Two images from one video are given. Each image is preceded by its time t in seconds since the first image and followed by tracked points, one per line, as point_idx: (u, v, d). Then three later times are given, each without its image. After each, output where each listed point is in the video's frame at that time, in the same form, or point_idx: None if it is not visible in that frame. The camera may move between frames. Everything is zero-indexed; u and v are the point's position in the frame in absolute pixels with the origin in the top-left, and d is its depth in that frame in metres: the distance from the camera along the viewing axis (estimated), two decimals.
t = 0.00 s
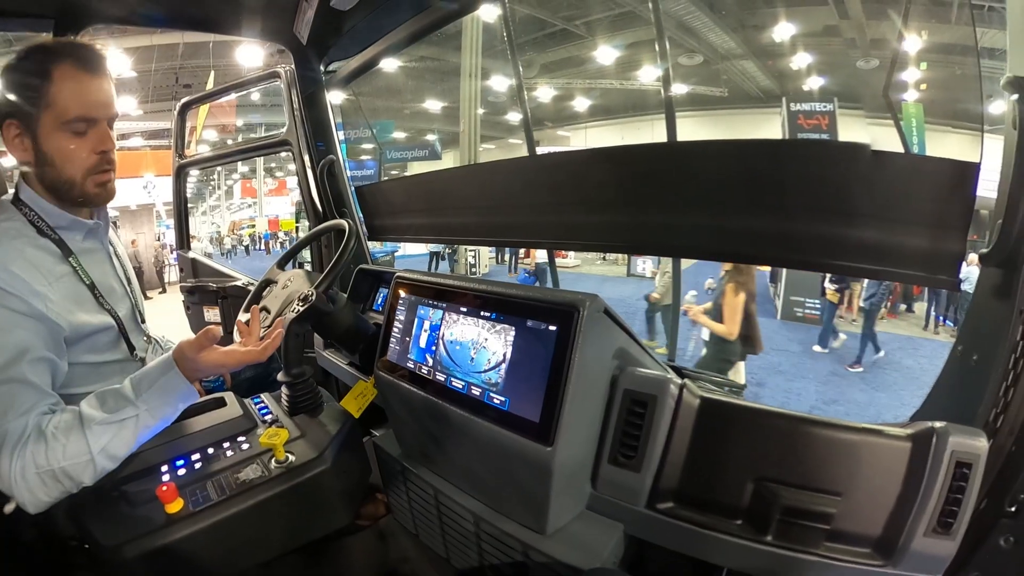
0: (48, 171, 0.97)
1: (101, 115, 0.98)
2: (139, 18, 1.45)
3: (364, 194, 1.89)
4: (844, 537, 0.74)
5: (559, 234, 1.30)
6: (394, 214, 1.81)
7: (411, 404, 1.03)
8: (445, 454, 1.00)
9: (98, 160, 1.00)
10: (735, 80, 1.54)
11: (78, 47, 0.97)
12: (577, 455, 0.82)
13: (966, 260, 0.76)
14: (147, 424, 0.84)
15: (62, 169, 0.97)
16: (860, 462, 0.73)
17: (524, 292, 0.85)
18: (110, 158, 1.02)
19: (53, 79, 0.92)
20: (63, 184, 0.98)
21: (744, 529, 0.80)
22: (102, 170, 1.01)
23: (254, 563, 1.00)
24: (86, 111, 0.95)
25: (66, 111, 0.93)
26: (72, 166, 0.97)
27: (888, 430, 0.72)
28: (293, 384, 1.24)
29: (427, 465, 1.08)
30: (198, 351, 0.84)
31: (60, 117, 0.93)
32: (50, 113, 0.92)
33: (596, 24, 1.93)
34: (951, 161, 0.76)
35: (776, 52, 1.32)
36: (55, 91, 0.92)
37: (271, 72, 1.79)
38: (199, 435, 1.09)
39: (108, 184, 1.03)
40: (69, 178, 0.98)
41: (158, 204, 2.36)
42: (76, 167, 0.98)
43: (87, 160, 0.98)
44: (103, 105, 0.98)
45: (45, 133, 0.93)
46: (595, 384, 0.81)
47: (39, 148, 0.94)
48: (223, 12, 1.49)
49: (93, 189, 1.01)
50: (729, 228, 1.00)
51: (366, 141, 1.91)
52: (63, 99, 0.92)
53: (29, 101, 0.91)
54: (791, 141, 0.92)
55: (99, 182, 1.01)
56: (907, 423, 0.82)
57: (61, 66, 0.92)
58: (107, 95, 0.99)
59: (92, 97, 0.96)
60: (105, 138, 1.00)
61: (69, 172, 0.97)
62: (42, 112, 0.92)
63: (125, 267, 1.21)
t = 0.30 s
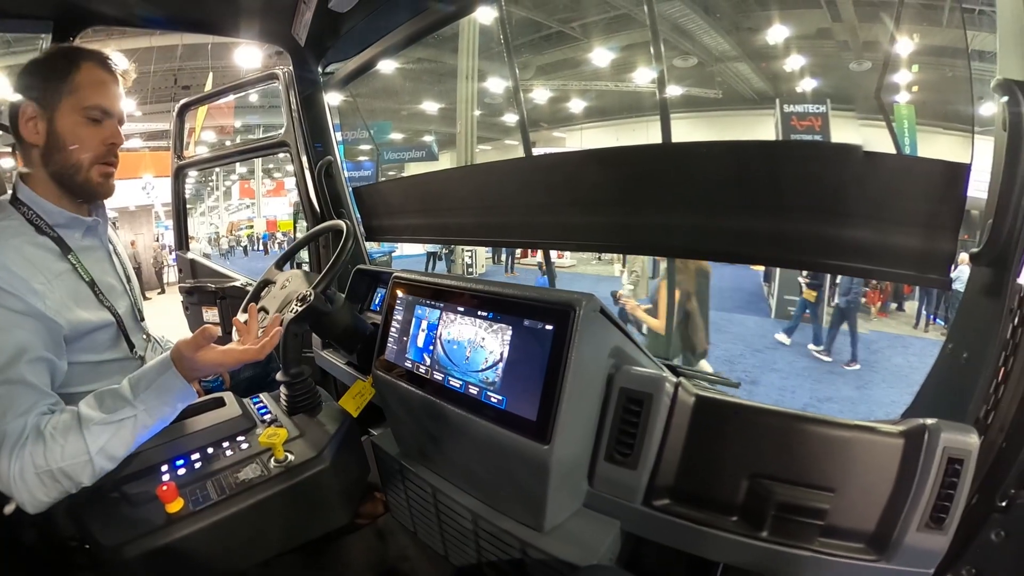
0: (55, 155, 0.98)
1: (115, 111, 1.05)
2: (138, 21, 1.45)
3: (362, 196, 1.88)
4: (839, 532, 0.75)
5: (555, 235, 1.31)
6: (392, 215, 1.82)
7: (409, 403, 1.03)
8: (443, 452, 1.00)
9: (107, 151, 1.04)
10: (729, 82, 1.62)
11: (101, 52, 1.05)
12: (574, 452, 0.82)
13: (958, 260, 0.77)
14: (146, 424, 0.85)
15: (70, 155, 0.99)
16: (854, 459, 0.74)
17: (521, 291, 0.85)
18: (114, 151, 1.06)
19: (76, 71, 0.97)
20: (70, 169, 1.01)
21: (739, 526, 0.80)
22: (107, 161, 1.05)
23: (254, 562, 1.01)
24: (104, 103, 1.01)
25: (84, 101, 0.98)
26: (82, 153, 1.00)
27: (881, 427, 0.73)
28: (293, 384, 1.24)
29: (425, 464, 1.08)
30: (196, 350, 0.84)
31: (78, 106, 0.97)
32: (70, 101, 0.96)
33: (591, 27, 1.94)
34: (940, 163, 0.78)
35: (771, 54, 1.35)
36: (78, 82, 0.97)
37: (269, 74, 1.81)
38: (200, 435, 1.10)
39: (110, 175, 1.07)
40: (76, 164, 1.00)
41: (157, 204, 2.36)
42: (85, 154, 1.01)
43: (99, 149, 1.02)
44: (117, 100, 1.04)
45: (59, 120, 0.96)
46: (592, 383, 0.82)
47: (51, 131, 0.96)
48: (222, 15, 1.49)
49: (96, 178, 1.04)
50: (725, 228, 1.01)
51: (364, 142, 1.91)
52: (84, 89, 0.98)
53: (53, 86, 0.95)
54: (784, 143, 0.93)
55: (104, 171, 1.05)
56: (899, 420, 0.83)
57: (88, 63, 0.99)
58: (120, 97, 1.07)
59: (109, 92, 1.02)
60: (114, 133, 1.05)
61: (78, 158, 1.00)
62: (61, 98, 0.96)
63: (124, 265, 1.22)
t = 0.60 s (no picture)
0: (56, 155, 0.99)
1: (117, 114, 1.06)
2: (137, 23, 1.46)
3: (360, 196, 1.90)
4: (836, 531, 0.75)
5: (551, 235, 1.31)
6: (389, 215, 1.82)
7: (407, 403, 1.04)
8: (441, 452, 1.01)
9: (106, 153, 1.05)
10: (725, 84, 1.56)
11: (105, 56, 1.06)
12: (573, 453, 0.83)
13: (950, 260, 0.78)
14: (141, 423, 0.85)
15: (71, 155, 1.00)
16: (851, 457, 0.74)
17: (519, 291, 0.86)
18: (114, 154, 1.07)
19: (80, 74, 0.99)
20: (70, 169, 1.01)
21: (738, 524, 0.81)
22: (106, 163, 1.05)
23: (254, 563, 1.01)
24: (107, 105, 1.02)
25: (87, 102, 0.99)
26: (81, 153, 1.01)
27: (878, 425, 0.74)
28: (291, 385, 1.25)
29: (423, 464, 1.08)
30: (192, 345, 0.83)
31: (81, 107, 0.98)
32: (73, 102, 0.98)
33: (587, 30, 2.01)
34: (939, 163, 0.78)
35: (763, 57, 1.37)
36: (81, 83, 0.98)
37: (267, 74, 1.80)
38: (197, 437, 1.10)
39: (108, 177, 1.07)
40: (75, 164, 1.01)
41: (156, 205, 2.37)
42: (84, 155, 1.01)
43: (100, 150, 1.02)
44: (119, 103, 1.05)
45: (61, 121, 0.97)
46: (591, 383, 0.83)
47: (53, 131, 0.97)
48: (221, 17, 1.50)
49: (94, 179, 1.04)
50: (725, 228, 1.01)
51: (361, 143, 1.92)
52: (88, 91, 0.99)
53: (56, 87, 0.96)
54: (777, 144, 0.94)
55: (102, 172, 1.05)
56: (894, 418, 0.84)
57: (93, 66, 1.01)
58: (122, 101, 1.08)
59: (112, 95, 1.03)
60: (115, 135, 1.06)
61: (79, 159, 1.01)
62: (65, 99, 0.97)
63: (123, 265, 1.22)
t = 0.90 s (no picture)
0: (57, 156, 0.99)
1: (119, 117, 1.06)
2: (137, 23, 1.46)
3: (358, 195, 1.92)
4: (834, 527, 0.76)
5: (549, 235, 1.32)
6: (388, 216, 1.83)
7: (408, 404, 1.04)
8: (442, 452, 1.01)
9: (107, 155, 1.04)
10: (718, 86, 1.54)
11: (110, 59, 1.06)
12: (575, 452, 0.84)
13: (944, 260, 0.79)
14: (139, 423, 0.85)
15: (71, 156, 1.00)
16: (850, 455, 0.75)
17: (521, 291, 0.86)
18: (115, 157, 1.07)
19: (83, 76, 0.99)
20: (70, 171, 1.01)
21: (738, 521, 0.82)
22: (107, 165, 1.05)
23: (257, 564, 1.01)
24: (108, 107, 1.01)
25: (89, 104, 0.98)
26: (82, 155, 1.00)
27: (877, 423, 0.75)
28: (292, 385, 1.25)
29: (424, 464, 1.09)
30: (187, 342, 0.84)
31: (83, 109, 0.98)
32: (76, 102, 0.97)
33: (583, 32, 1.93)
34: (936, 164, 0.78)
35: (756, 59, 1.35)
36: (84, 85, 0.98)
37: (266, 75, 1.80)
38: (196, 439, 1.10)
39: (109, 179, 1.06)
40: (75, 165, 1.00)
41: (155, 205, 2.38)
42: (85, 156, 1.01)
43: (100, 151, 1.02)
44: (121, 105, 1.05)
45: (63, 122, 0.97)
46: (593, 382, 0.83)
47: (54, 132, 0.97)
48: (220, 18, 1.50)
49: (94, 180, 1.04)
50: (722, 228, 1.02)
51: (359, 143, 1.92)
52: (90, 92, 0.98)
53: (58, 88, 0.96)
54: (772, 145, 0.95)
55: (103, 174, 1.05)
56: (890, 416, 0.85)
57: (96, 68, 1.00)
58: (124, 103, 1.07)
59: (115, 97, 1.03)
60: (116, 137, 1.05)
61: (79, 160, 1.00)
62: (66, 100, 0.96)
63: (124, 266, 1.23)
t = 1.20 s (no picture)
0: (68, 166, 1.01)
1: (136, 135, 1.08)
2: (136, 26, 1.47)
3: (357, 198, 1.93)
4: (827, 523, 0.77)
5: (545, 236, 1.33)
6: (386, 217, 1.84)
7: (405, 403, 1.05)
8: (439, 450, 1.02)
9: (116, 175, 1.06)
10: (712, 87, 1.52)
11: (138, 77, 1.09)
12: (570, 450, 0.84)
13: (934, 260, 0.80)
14: (119, 409, 0.81)
15: (81, 168, 1.01)
16: (843, 452, 0.76)
17: (516, 292, 0.87)
18: (124, 176, 1.09)
19: (108, 93, 1.01)
20: (77, 182, 1.02)
21: (731, 517, 0.83)
22: (115, 184, 1.07)
23: (256, 562, 1.02)
24: (127, 126, 1.04)
25: (109, 123, 1.01)
26: (92, 170, 1.02)
27: (869, 420, 0.75)
28: (289, 385, 1.26)
29: (421, 462, 1.10)
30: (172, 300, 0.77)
31: (101, 126, 1.01)
32: (96, 119, 1.00)
33: (579, 35, 2.00)
34: (926, 164, 0.79)
35: (750, 61, 1.30)
36: (107, 105, 1.01)
37: (264, 77, 1.82)
38: (197, 438, 1.11)
39: (115, 196, 1.08)
40: (84, 178, 1.02)
41: (153, 207, 2.38)
42: (95, 172, 1.03)
43: (109, 167, 1.04)
44: (139, 128, 1.08)
45: (81, 137, 0.99)
46: (587, 381, 0.84)
47: (71, 144, 0.99)
48: (219, 21, 1.51)
49: (100, 196, 1.06)
50: (717, 229, 1.03)
51: (357, 145, 1.93)
52: (112, 113, 1.01)
53: (82, 103, 0.98)
54: (765, 147, 0.96)
55: (110, 191, 1.07)
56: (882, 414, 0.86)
57: (122, 87, 1.03)
58: (144, 122, 1.10)
59: (135, 120, 1.06)
60: (129, 156, 1.08)
61: (88, 173, 1.02)
62: (87, 115, 0.99)
63: (124, 268, 1.23)
